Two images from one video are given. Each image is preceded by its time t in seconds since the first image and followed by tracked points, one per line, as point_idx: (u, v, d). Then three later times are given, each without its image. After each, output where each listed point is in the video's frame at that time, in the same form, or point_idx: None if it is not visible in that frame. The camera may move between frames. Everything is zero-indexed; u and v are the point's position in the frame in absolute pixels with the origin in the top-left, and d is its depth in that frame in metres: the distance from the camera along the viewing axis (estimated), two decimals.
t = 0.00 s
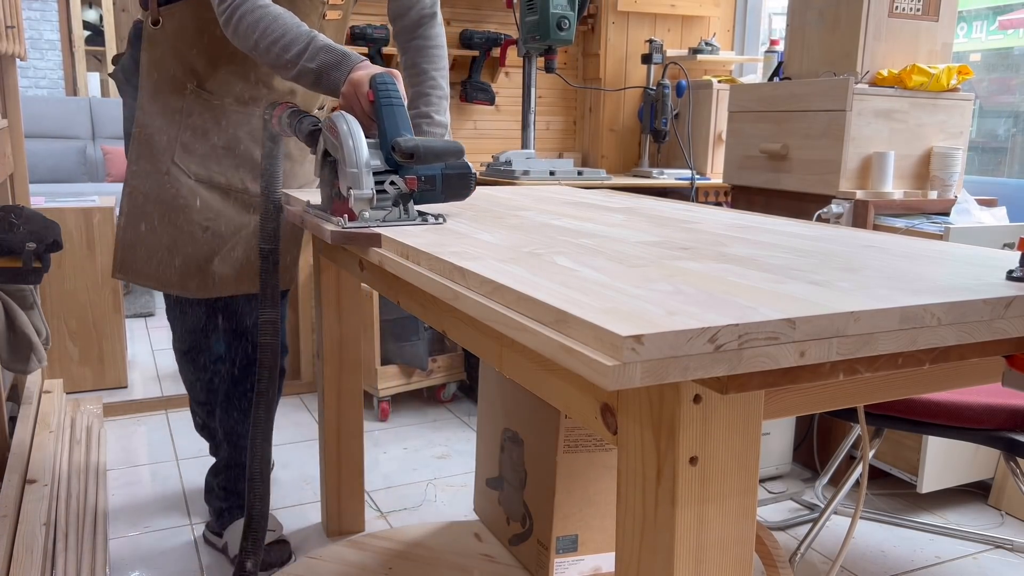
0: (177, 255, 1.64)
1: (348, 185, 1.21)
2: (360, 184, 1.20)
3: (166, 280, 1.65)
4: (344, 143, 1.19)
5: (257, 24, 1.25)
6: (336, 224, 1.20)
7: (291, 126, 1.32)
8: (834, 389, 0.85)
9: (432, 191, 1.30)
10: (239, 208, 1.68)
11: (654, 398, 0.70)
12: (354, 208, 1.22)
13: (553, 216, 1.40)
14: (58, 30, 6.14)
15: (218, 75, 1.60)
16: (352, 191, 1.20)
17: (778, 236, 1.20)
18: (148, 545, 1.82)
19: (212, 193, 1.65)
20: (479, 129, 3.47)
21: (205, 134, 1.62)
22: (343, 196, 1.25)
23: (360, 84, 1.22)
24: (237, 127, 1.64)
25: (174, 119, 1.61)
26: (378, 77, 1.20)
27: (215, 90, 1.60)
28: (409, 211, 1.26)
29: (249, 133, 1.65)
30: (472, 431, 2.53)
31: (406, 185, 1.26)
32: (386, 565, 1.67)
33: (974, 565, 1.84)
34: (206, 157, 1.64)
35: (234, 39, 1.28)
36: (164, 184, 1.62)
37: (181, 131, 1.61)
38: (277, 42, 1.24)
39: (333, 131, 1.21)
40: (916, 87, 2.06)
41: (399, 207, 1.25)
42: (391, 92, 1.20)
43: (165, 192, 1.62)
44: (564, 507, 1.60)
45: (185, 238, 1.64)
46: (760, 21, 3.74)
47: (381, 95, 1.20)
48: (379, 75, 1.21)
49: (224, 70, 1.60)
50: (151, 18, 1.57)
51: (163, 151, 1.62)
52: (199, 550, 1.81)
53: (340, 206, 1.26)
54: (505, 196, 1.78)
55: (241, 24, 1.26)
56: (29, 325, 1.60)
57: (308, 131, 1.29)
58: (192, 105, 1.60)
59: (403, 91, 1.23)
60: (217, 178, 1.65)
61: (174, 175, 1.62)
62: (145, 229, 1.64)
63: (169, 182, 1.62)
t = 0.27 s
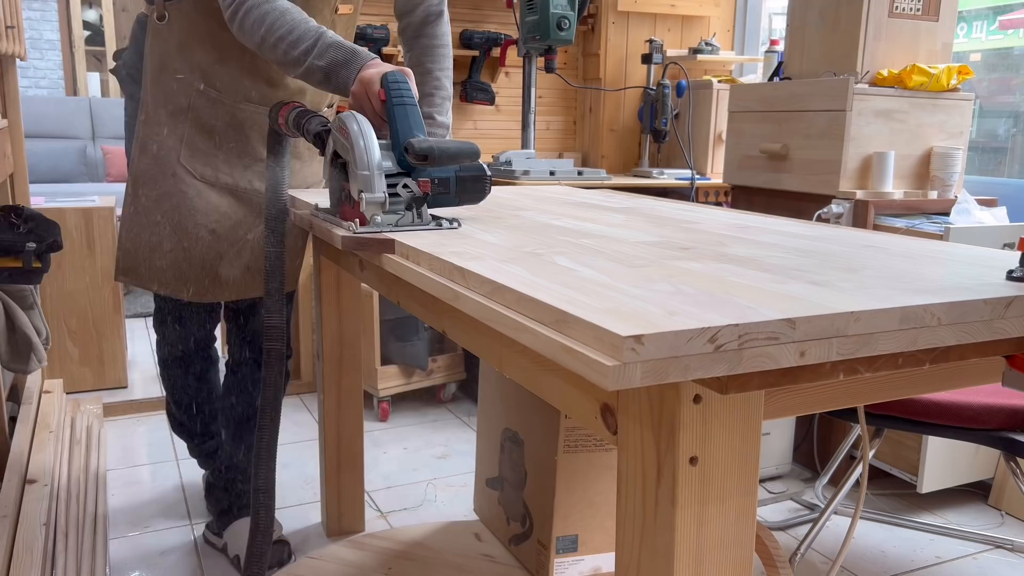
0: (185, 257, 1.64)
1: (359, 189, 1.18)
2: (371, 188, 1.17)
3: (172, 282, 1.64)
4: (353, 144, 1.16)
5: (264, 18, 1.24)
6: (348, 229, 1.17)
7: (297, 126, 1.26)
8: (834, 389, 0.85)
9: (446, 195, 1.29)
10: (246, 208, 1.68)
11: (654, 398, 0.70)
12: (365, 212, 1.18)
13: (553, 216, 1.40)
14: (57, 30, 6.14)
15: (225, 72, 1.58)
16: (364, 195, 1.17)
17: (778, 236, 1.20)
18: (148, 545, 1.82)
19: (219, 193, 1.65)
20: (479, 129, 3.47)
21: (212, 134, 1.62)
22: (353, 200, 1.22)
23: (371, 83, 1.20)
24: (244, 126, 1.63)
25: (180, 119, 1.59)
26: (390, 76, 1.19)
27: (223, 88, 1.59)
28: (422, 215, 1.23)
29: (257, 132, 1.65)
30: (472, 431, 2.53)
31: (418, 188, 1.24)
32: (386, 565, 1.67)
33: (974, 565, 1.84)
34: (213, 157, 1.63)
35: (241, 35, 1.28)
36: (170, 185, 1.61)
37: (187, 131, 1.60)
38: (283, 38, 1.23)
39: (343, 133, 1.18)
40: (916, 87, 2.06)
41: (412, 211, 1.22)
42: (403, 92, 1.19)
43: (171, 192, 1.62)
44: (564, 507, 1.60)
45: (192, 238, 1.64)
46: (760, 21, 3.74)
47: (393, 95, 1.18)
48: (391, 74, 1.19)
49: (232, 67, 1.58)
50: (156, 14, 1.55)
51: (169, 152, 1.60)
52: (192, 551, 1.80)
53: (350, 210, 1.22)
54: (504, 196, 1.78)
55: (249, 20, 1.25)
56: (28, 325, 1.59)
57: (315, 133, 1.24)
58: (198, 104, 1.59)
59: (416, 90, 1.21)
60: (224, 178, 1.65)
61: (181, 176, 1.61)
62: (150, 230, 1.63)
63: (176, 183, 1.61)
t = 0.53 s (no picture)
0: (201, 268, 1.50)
1: (371, 193, 1.12)
2: (384, 191, 1.12)
3: (186, 298, 1.49)
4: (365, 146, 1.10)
5: (270, 13, 1.16)
6: (361, 234, 1.11)
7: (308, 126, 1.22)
8: (834, 389, 0.85)
9: (461, 198, 1.24)
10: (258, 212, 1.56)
11: (654, 398, 0.70)
12: (377, 216, 1.12)
13: (553, 216, 1.40)
14: (57, 30, 6.14)
15: (229, 72, 1.49)
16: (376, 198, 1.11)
17: (778, 236, 1.20)
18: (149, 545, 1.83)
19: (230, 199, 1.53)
20: (479, 129, 3.47)
21: (220, 137, 1.50)
22: (366, 203, 1.17)
23: (382, 82, 1.13)
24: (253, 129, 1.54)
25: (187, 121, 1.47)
26: (402, 75, 1.12)
27: (230, 89, 1.50)
28: (436, 220, 1.17)
29: (263, 132, 1.54)
30: (472, 431, 2.53)
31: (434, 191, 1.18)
32: (386, 565, 1.67)
33: (974, 565, 1.84)
34: (223, 160, 1.51)
35: (244, 30, 1.19)
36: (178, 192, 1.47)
37: (194, 134, 1.47)
38: (291, 32, 1.15)
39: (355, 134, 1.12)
40: (916, 87, 2.06)
41: (427, 215, 1.16)
42: (417, 91, 1.12)
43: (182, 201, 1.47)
44: (564, 507, 1.60)
45: (207, 248, 1.51)
46: (760, 21, 3.74)
47: (406, 95, 1.11)
48: (404, 74, 1.12)
49: (238, 67, 1.49)
50: (158, 17, 1.43)
51: (177, 156, 1.46)
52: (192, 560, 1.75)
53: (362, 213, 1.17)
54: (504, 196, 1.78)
55: (252, 13, 1.17)
56: (28, 325, 1.59)
57: (326, 132, 1.20)
58: (206, 106, 1.48)
59: (429, 88, 1.15)
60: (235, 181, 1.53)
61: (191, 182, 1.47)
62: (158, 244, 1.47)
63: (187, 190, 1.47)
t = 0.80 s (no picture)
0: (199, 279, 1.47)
1: (388, 198, 1.06)
2: (402, 196, 1.05)
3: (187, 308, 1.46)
4: (382, 149, 1.05)
5: (276, 11, 1.09)
6: (377, 242, 1.05)
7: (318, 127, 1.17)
8: (834, 388, 0.85)
9: (480, 203, 1.20)
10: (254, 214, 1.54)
11: (654, 399, 0.70)
12: (394, 223, 1.06)
13: (553, 216, 1.40)
14: (57, 30, 6.14)
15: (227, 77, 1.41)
16: (393, 202, 1.05)
17: (778, 236, 1.19)
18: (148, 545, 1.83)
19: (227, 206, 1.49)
20: (479, 129, 3.47)
21: (217, 144, 1.44)
22: (380, 209, 1.11)
23: (398, 80, 1.07)
24: (251, 134, 1.47)
25: (184, 132, 1.40)
26: (419, 72, 1.06)
27: (227, 94, 1.42)
28: (455, 226, 1.12)
29: (260, 135, 1.49)
30: (472, 431, 2.53)
31: (452, 196, 1.13)
32: (386, 565, 1.67)
33: (974, 565, 1.84)
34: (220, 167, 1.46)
35: (249, 29, 1.13)
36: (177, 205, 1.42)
37: (190, 144, 1.41)
38: (298, 30, 1.08)
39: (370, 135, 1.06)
40: (916, 87, 2.06)
41: (446, 221, 1.11)
42: (434, 89, 1.06)
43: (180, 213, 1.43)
44: (564, 507, 1.60)
45: (205, 257, 1.47)
46: (760, 21, 3.74)
47: (423, 94, 1.05)
48: (421, 71, 1.06)
49: (236, 70, 1.42)
50: (148, 22, 1.33)
51: (176, 169, 1.40)
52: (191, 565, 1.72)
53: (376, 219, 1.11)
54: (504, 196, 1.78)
55: (256, 11, 1.10)
56: (28, 326, 1.58)
57: (337, 131, 1.15)
58: (202, 113, 1.40)
59: (447, 85, 1.09)
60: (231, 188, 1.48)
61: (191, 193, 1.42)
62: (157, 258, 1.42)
63: (186, 203, 1.42)
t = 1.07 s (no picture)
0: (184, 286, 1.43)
1: (404, 202, 1.02)
2: (417, 200, 1.01)
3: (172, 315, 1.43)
4: (396, 149, 1.01)
5: (282, 6, 1.05)
6: (393, 249, 1.00)
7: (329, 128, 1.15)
8: (834, 388, 0.85)
9: (498, 206, 1.16)
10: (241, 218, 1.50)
11: (654, 399, 0.70)
12: (410, 229, 1.00)
13: (553, 216, 1.40)
14: (57, 30, 6.14)
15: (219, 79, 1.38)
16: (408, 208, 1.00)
17: (778, 236, 1.19)
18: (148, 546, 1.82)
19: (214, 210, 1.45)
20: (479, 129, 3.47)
21: (207, 147, 1.41)
22: (395, 214, 1.06)
23: (411, 78, 1.05)
24: (241, 135, 1.44)
25: (171, 132, 1.36)
26: (433, 69, 1.04)
27: (217, 96, 1.39)
28: (473, 231, 1.05)
29: (249, 138, 1.45)
30: (472, 431, 2.53)
31: (471, 199, 1.06)
32: (386, 566, 1.67)
33: (974, 565, 1.84)
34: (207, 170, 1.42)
35: (253, 26, 1.08)
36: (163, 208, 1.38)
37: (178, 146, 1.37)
38: (304, 27, 1.04)
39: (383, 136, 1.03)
40: (916, 87, 2.06)
41: (464, 226, 1.04)
42: (450, 87, 1.04)
43: (166, 217, 1.38)
44: (564, 507, 1.60)
45: (191, 263, 1.43)
46: (760, 21, 3.74)
47: (439, 92, 1.03)
48: (436, 69, 1.04)
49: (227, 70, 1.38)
50: (137, 20, 1.29)
51: (162, 171, 1.36)
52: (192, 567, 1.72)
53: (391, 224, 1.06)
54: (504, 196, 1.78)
55: (260, 6, 1.06)
56: (28, 325, 1.59)
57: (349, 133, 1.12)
58: (191, 114, 1.37)
59: (462, 84, 1.07)
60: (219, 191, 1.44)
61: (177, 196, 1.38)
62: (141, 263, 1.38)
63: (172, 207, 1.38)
